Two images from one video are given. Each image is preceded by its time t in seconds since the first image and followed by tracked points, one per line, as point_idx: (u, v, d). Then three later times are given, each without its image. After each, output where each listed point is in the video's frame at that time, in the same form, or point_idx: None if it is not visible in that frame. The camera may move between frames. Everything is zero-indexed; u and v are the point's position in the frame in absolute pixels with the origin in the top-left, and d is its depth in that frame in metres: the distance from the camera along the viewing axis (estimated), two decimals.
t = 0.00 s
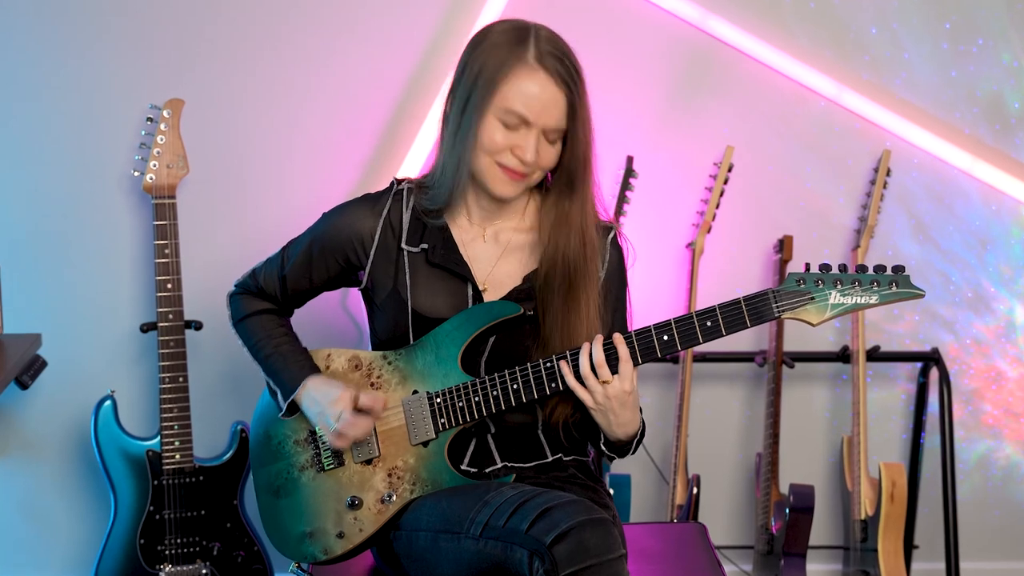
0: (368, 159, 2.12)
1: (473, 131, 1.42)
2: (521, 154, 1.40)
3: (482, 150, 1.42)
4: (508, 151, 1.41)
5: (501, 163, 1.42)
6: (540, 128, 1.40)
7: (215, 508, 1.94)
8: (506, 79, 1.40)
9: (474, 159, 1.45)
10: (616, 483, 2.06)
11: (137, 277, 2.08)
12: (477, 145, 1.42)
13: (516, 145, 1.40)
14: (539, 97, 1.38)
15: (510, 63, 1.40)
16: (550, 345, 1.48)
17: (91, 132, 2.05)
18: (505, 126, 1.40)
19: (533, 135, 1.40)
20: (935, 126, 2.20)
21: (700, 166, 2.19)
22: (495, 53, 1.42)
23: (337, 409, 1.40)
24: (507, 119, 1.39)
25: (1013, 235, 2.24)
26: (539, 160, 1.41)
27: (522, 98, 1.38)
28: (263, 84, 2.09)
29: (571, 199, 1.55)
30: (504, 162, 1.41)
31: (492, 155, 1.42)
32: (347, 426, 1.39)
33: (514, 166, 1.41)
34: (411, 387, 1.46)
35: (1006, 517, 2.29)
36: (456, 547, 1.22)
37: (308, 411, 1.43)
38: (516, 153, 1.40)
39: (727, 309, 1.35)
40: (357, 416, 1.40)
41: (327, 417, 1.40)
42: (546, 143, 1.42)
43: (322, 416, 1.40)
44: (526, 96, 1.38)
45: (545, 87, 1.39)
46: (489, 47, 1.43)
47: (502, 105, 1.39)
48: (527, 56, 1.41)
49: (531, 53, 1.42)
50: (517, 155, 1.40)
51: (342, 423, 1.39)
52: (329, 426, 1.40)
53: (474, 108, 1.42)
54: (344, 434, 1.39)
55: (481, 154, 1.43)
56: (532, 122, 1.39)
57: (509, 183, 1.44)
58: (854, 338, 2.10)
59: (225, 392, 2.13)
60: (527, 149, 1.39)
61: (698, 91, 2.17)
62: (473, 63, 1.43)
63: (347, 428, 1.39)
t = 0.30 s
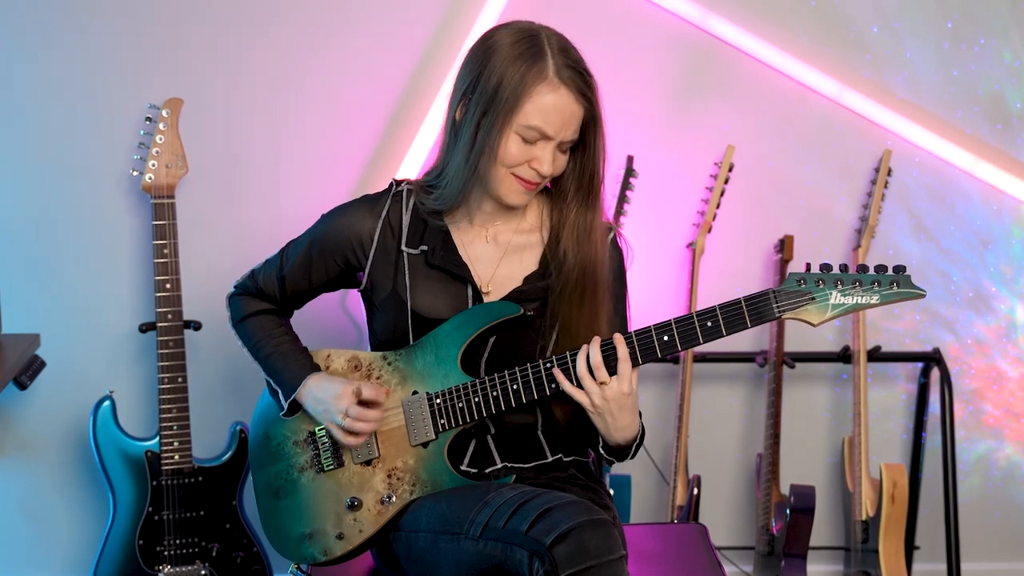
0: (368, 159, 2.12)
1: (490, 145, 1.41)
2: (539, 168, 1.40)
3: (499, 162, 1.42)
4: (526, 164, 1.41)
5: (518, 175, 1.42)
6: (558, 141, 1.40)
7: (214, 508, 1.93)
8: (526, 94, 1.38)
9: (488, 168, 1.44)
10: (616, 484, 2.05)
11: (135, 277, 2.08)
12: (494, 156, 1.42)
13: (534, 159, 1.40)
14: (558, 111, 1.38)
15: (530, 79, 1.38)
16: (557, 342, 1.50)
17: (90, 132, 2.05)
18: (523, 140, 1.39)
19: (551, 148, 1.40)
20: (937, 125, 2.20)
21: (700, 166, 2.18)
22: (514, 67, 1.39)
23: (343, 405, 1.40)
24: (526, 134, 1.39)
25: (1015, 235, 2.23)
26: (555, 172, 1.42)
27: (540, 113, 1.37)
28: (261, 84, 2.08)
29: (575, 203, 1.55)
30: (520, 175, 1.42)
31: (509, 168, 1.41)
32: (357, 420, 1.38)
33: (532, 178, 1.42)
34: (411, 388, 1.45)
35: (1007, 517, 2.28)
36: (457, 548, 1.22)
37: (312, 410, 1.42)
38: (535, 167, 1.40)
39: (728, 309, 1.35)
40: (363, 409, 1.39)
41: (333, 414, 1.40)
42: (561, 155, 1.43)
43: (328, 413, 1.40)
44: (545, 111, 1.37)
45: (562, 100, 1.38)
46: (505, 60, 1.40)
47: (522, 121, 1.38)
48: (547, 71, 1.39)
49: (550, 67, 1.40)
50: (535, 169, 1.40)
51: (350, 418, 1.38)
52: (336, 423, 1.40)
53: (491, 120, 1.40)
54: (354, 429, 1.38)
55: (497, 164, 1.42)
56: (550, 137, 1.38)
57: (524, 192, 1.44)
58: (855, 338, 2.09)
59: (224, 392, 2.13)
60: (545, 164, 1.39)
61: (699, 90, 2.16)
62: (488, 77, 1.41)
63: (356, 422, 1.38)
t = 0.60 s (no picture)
0: (368, 158, 2.11)
1: (484, 132, 1.39)
2: (533, 155, 1.38)
3: (492, 151, 1.40)
4: (519, 152, 1.38)
5: (512, 164, 1.40)
6: (552, 128, 1.38)
7: (213, 509, 1.92)
8: (518, 79, 1.38)
9: (482, 158, 1.42)
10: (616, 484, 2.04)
11: (134, 277, 2.07)
12: (487, 144, 1.39)
13: (527, 146, 1.38)
14: (550, 97, 1.37)
15: (523, 64, 1.38)
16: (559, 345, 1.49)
17: (88, 131, 2.04)
18: (516, 127, 1.38)
19: (544, 136, 1.38)
20: (938, 125, 2.19)
21: (701, 165, 2.18)
22: (507, 53, 1.39)
23: (347, 402, 1.40)
24: (518, 119, 1.37)
25: (1016, 235, 2.22)
26: (549, 161, 1.39)
27: (532, 98, 1.36)
28: (261, 83, 2.08)
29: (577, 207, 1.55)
30: (514, 162, 1.39)
31: (503, 156, 1.39)
32: (360, 417, 1.40)
33: (525, 166, 1.39)
34: (411, 388, 1.45)
35: (1009, 518, 2.28)
36: (456, 550, 1.21)
37: (313, 406, 1.43)
38: (528, 154, 1.38)
39: (731, 313, 1.34)
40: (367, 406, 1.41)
41: (336, 412, 1.41)
42: (555, 145, 1.41)
43: (331, 410, 1.41)
44: (538, 96, 1.36)
45: (555, 87, 1.37)
46: (500, 48, 1.40)
47: (514, 106, 1.37)
48: (539, 57, 1.39)
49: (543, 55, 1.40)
50: (528, 156, 1.38)
51: (354, 416, 1.39)
52: (340, 420, 1.40)
53: (484, 107, 1.39)
54: (359, 426, 1.39)
55: (490, 152, 1.40)
56: (543, 123, 1.37)
57: (519, 183, 1.42)
58: (855, 338, 2.09)
59: (223, 392, 2.12)
60: (538, 150, 1.37)
61: (700, 89, 2.16)
62: (482, 66, 1.40)
63: (360, 420, 1.40)
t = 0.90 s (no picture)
0: (367, 158, 2.11)
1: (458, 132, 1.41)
2: (490, 161, 1.36)
3: (462, 152, 1.40)
4: (482, 156, 1.38)
5: (476, 166, 1.39)
6: (514, 137, 1.35)
7: (213, 510, 1.92)
8: (490, 84, 1.36)
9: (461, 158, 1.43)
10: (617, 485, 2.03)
11: (133, 277, 2.07)
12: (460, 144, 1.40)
13: (488, 151, 1.37)
14: (511, 105, 1.34)
15: (498, 69, 1.36)
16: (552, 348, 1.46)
17: (88, 131, 2.04)
18: (480, 131, 1.37)
19: (506, 143, 1.36)
20: (939, 124, 2.19)
21: (702, 165, 2.17)
22: (491, 57, 1.38)
23: (330, 418, 1.38)
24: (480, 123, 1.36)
25: (1017, 235, 2.22)
26: (512, 168, 1.37)
27: (493, 105, 1.34)
28: (260, 82, 2.07)
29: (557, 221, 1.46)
30: (477, 166, 1.38)
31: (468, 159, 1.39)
32: (341, 436, 1.38)
33: (486, 172, 1.38)
34: (411, 388, 1.44)
35: (1010, 519, 2.27)
36: (456, 550, 1.20)
37: (301, 415, 1.42)
38: (487, 159, 1.37)
39: (731, 310, 1.34)
40: (350, 426, 1.39)
41: (319, 426, 1.39)
42: (522, 152, 1.38)
43: (315, 425, 1.39)
44: (499, 103, 1.34)
45: (519, 94, 1.34)
46: (487, 52, 1.40)
47: (479, 111, 1.36)
48: (514, 64, 1.36)
49: (523, 62, 1.36)
50: (487, 161, 1.37)
51: (335, 434, 1.38)
52: (321, 435, 1.39)
53: (463, 107, 1.40)
54: (337, 445, 1.38)
55: (462, 153, 1.40)
56: (502, 130, 1.35)
57: (483, 187, 1.40)
58: (856, 338, 2.09)
59: (222, 392, 2.12)
60: (496, 157, 1.36)
61: (701, 89, 2.15)
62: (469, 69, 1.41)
63: (341, 439, 1.38)
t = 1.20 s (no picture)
0: (366, 157, 2.10)
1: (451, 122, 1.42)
2: (480, 142, 1.37)
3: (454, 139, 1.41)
4: (473, 140, 1.38)
5: (467, 152, 1.39)
6: (505, 117, 1.36)
7: (212, 511, 1.91)
8: (481, 67, 1.38)
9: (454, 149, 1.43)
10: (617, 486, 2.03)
11: (132, 277, 2.06)
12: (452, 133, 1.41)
13: (479, 132, 1.37)
14: (501, 84, 1.35)
15: (488, 52, 1.39)
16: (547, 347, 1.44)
17: (87, 130, 2.03)
18: (471, 113, 1.38)
19: (496, 124, 1.37)
20: (940, 124, 2.18)
21: (702, 165, 2.16)
22: (483, 44, 1.41)
23: (342, 405, 1.39)
24: (471, 106, 1.37)
25: (1019, 235, 2.21)
26: (502, 149, 1.37)
27: (484, 85, 1.36)
28: (259, 82, 2.06)
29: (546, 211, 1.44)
30: (468, 150, 1.38)
31: (460, 144, 1.39)
32: (355, 418, 1.39)
33: (478, 154, 1.38)
34: (411, 389, 1.44)
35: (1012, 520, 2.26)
36: (456, 550, 1.20)
37: (309, 408, 1.42)
38: (478, 141, 1.37)
39: (731, 311, 1.33)
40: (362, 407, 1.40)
41: (331, 413, 1.40)
42: (513, 134, 1.38)
43: (327, 413, 1.40)
44: (490, 82, 1.35)
45: (508, 73, 1.36)
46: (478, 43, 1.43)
47: (471, 93, 1.37)
48: (504, 46, 1.38)
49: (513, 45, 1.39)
50: (478, 143, 1.37)
51: (349, 417, 1.39)
52: (334, 422, 1.40)
53: (456, 95, 1.42)
54: (352, 427, 1.39)
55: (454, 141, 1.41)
56: (492, 109, 1.36)
57: (474, 172, 1.39)
58: (857, 338, 2.09)
59: (221, 393, 2.11)
60: (487, 138, 1.36)
61: (701, 88, 2.15)
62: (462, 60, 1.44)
63: (355, 421, 1.39)
